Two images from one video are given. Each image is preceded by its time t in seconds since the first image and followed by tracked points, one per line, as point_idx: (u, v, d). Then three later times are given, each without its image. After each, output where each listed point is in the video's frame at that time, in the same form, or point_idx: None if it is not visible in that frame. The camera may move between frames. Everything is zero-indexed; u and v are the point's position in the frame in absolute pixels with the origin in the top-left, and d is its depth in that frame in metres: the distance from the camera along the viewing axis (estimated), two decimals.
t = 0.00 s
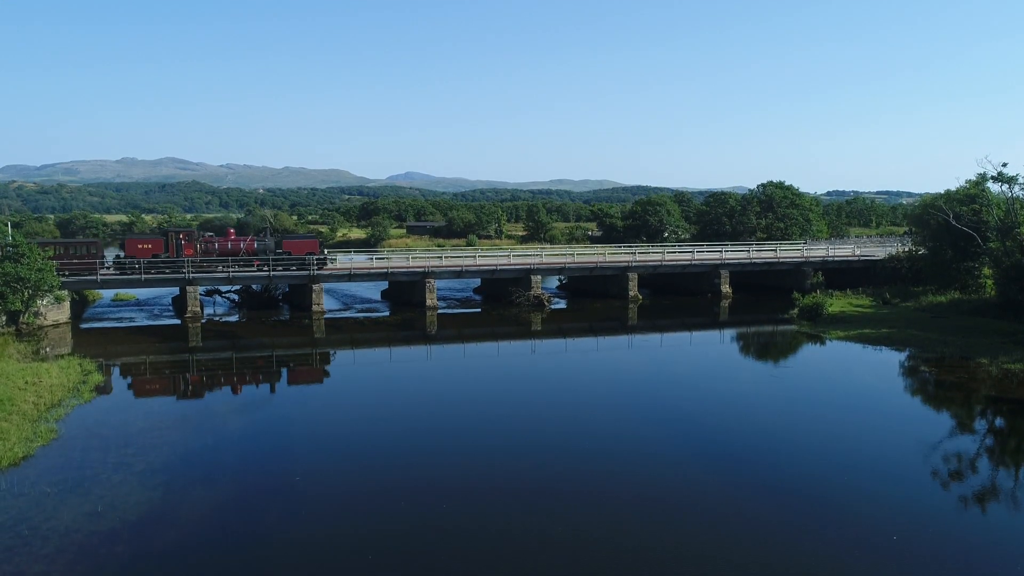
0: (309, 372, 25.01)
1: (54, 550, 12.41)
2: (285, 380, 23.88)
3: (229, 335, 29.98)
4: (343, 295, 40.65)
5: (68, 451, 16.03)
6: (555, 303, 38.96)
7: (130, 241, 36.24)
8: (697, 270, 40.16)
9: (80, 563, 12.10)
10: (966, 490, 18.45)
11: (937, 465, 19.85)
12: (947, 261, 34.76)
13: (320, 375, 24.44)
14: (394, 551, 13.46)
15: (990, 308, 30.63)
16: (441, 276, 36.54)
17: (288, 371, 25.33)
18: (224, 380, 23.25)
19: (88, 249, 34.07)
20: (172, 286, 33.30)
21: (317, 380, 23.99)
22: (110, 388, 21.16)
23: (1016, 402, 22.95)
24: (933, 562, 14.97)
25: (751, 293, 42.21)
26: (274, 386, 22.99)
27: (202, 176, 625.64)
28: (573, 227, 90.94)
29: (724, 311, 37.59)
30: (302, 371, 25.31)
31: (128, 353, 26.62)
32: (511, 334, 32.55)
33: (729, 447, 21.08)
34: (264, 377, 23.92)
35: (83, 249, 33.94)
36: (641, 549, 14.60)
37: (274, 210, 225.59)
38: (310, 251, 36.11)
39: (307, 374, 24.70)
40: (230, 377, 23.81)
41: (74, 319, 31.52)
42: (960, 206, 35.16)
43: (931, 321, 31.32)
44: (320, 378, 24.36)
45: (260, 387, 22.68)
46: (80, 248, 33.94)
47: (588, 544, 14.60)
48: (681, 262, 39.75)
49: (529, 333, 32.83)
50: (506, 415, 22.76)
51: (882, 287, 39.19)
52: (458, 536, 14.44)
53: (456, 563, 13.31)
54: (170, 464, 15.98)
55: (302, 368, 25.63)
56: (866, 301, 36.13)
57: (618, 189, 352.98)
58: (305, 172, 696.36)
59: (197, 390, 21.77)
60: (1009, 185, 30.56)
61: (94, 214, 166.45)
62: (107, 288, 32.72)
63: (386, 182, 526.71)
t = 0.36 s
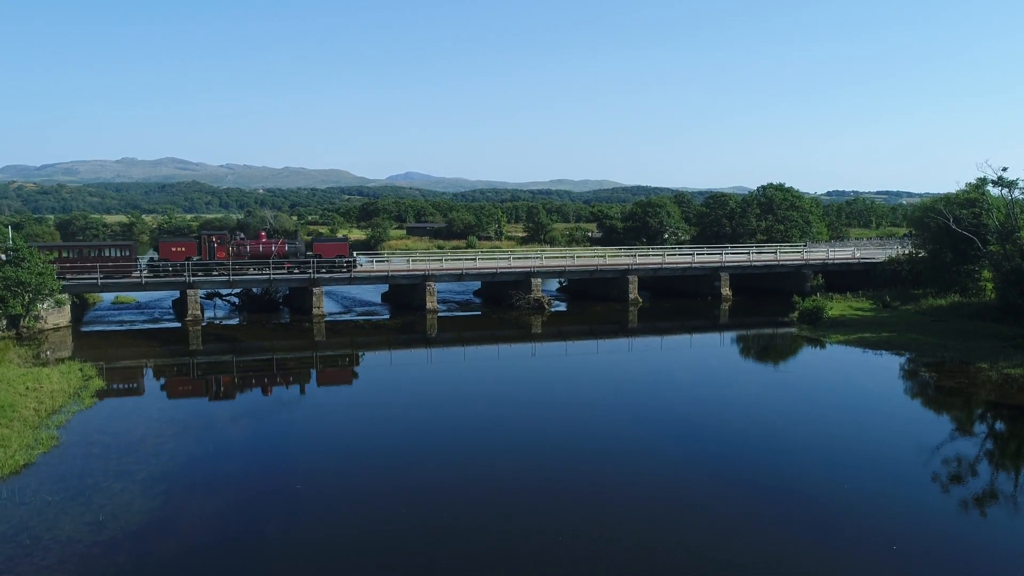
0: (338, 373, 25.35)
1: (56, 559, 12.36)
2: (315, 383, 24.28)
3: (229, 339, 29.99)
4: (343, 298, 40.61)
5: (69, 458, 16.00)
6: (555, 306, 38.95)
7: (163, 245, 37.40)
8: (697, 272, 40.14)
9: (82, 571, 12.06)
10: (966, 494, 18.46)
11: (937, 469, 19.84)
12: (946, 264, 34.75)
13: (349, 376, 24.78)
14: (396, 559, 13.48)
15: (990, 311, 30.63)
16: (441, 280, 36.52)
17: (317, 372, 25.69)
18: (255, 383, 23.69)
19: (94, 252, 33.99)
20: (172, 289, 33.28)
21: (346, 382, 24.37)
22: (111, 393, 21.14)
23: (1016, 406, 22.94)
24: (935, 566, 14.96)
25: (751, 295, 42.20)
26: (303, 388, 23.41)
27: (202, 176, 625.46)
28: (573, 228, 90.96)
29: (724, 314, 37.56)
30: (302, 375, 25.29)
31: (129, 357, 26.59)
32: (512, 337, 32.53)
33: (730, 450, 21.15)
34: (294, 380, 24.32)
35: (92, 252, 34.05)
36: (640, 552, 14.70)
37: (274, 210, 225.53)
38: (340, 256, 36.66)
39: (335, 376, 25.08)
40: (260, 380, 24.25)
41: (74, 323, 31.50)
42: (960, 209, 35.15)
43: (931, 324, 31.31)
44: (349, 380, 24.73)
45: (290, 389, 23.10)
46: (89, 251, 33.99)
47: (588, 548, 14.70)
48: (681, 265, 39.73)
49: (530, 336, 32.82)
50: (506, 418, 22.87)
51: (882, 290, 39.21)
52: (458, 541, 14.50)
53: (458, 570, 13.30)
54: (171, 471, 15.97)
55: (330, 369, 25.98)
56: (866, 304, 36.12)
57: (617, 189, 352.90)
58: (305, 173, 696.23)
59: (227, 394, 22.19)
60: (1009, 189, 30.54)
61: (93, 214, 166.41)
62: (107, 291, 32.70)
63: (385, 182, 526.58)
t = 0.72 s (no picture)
0: (369, 373, 26.00)
1: (58, 569, 12.35)
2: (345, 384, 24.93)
3: (230, 342, 30.00)
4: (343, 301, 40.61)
5: (71, 465, 15.99)
6: (555, 309, 38.96)
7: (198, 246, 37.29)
8: (697, 275, 40.13)
9: None
10: (966, 498, 18.48)
11: (937, 473, 19.86)
12: (946, 267, 34.78)
13: (379, 376, 25.41)
14: (397, 564, 13.48)
15: (990, 315, 30.64)
16: (441, 283, 36.52)
17: (347, 372, 26.36)
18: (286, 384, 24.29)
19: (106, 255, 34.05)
20: (172, 293, 33.27)
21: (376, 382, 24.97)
22: (113, 398, 21.16)
23: (1016, 410, 22.94)
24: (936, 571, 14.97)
25: (751, 298, 42.20)
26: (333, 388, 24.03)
27: (202, 176, 626.14)
28: (573, 229, 90.99)
29: (724, 317, 37.56)
30: (303, 379, 25.29)
31: (129, 360, 26.59)
32: (512, 341, 32.53)
33: (731, 451, 21.30)
34: (325, 380, 24.96)
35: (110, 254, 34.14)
36: (640, 553, 14.90)
37: (274, 210, 225.30)
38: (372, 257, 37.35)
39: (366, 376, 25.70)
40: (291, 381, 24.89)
41: (75, 326, 31.51)
42: (960, 212, 35.16)
43: (930, 328, 31.32)
44: (379, 382, 25.32)
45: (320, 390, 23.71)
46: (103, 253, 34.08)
47: (587, 548, 14.88)
48: (682, 268, 39.74)
49: (530, 339, 32.82)
50: (507, 420, 23.05)
51: (882, 293, 39.24)
52: (458, 542, 14.67)
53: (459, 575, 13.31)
54: (174, 476, 16.03)
55: (361, 369, 26.66)
56: (866, 308, 36.13)
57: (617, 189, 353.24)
58: (305, 172, 695.85)
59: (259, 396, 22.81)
60: (1009, 193, 30.54)
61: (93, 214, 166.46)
62: (107, 294, 32.71)
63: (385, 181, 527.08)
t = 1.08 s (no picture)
0: (398, 375, 26.66)
1: None
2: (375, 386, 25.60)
3: (230, 346, 30.02)
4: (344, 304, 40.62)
5: (72, 474, 16.01)
6: (556, 312, 38.98)
7: (231, 247, 36.68)
8: (698, 278, 40.17)
9: None
10: (966, 503, 18.50)
11: (937, 478, 19.87)
12: (946, 271, 34.83)
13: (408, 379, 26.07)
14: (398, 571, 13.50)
15: (989, 319, 30.66)
16: (441, 286, 36.53)
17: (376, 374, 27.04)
18: (317, 385, 24.90)
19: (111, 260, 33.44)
20: (173, 296, 33.31)
21: (405, 384, 25.61)
22: (114, 404, 21.17)
23: (1017, 412, 22.97)
24: None
25: (751, 301, 42.24)
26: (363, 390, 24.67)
27: (202, 176, 626.29)
28: (573, 230, 91.08)
29: (724, 320, 37.57)
30: (303, 383, 25.28)
31: (130, 364, 26.61)
32: (512, 344, 32.54)
33: (731, 453, 21.42)
34: (356, 381, 25.60)
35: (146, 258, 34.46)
36: (640, 555, 15.02)
37: (274, 210, 224.27)
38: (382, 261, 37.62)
39: (395, 378, 26.35)
40: (322, 382, 25.53)
41: (76, 330, 31.55)
42: (960, 216, 35.15)
43: (930, 331, 31.34)
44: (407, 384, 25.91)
45: (350, 391, 24.32)
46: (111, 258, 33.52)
47: (587, 550, 15.03)
48: (682, 271, 39.77)
49: (530, 343, 32.83)
50: (508, 422, 23.18)
51: (882, 296, 39.27)
52: (459, 546, 14.79)
53: None
54: (175, 483, 16.07)
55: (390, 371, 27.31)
56: (866, 311, 36.12)
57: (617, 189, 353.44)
58: (305, 172, 695.00)
59: (293, 397, 23.42)
60: (1009, 198, 30.52)
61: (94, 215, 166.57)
62: (108, 298, 32.77)
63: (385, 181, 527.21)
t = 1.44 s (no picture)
0: (424, 378, 27.20)
1: None
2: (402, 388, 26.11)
3: (231, 350, 30.03)
4: (345, 308, 40.58)
5: (74, 482, 16.02)
6: (556, 316, 38.99)
7: (261, 251, 36.23)
8: (698, 281, 40.18)
9: None
10: (967, 507, 18.52)
11: (937, 482, 19.88)
12: (946, 274, 34.84)
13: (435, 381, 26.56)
14: None
15: (989, 323, 30.68)
16: (441, 290, 36.55)
17: (403, 376, 27.54)
18: (345, 387, 25.51)
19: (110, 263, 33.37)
20: (174, 300, 33.32)
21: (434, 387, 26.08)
22: (115, 409, 21.15)
23: (1017, 416, 22.97)
24: None
25: (751, 304, 42.26)
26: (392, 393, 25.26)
27: (202, 176, 626.60)
28: (574, 231, 91.12)
29: (724, 323, 37.59)
30: (304, 388, 25.28)
31: (131, 369, 26.62)
32: (512, 348, 32.56)
33: (732, 455, 21.55)
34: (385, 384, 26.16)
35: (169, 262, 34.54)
36: (641, 558, 15.11)
37: (274, 210, 224.33)
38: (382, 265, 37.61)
39: (423, 380, 26.82)
40: (352, 384, 26.10)
41: (77, 334, 31.55)
42: (960, 220, 35.17)
43: (930, 335, 31.35)
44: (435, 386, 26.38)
45: (379, 393, 24.93)
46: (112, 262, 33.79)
47: (586, 550, 15.22)
48: (682, 274, 39.79)
49: (531, 346, 32.83)
50: (510, 425, 23.31)
51: (882, 299, 39.28)
52: (462, 550, 14.89)
53: None
54: (177, 490, 16.10)
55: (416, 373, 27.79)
56: (866, 315, 36.13)
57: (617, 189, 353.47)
58: (305, 172, 695.19)
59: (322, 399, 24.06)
60: (1009, 204, 30.57)
61: (94, 215, 166.61)
62: (109, 302, 32.77)
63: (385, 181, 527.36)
